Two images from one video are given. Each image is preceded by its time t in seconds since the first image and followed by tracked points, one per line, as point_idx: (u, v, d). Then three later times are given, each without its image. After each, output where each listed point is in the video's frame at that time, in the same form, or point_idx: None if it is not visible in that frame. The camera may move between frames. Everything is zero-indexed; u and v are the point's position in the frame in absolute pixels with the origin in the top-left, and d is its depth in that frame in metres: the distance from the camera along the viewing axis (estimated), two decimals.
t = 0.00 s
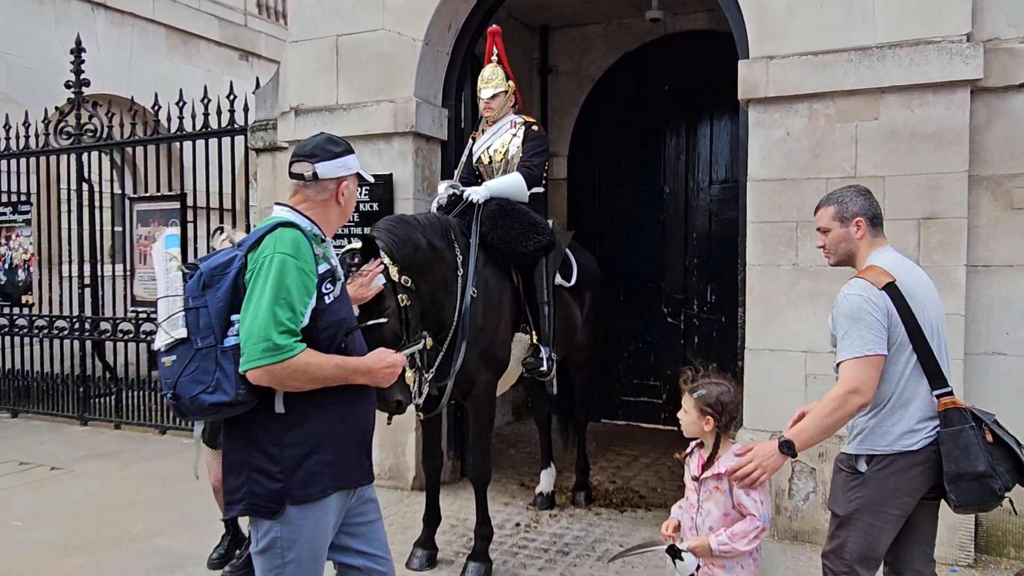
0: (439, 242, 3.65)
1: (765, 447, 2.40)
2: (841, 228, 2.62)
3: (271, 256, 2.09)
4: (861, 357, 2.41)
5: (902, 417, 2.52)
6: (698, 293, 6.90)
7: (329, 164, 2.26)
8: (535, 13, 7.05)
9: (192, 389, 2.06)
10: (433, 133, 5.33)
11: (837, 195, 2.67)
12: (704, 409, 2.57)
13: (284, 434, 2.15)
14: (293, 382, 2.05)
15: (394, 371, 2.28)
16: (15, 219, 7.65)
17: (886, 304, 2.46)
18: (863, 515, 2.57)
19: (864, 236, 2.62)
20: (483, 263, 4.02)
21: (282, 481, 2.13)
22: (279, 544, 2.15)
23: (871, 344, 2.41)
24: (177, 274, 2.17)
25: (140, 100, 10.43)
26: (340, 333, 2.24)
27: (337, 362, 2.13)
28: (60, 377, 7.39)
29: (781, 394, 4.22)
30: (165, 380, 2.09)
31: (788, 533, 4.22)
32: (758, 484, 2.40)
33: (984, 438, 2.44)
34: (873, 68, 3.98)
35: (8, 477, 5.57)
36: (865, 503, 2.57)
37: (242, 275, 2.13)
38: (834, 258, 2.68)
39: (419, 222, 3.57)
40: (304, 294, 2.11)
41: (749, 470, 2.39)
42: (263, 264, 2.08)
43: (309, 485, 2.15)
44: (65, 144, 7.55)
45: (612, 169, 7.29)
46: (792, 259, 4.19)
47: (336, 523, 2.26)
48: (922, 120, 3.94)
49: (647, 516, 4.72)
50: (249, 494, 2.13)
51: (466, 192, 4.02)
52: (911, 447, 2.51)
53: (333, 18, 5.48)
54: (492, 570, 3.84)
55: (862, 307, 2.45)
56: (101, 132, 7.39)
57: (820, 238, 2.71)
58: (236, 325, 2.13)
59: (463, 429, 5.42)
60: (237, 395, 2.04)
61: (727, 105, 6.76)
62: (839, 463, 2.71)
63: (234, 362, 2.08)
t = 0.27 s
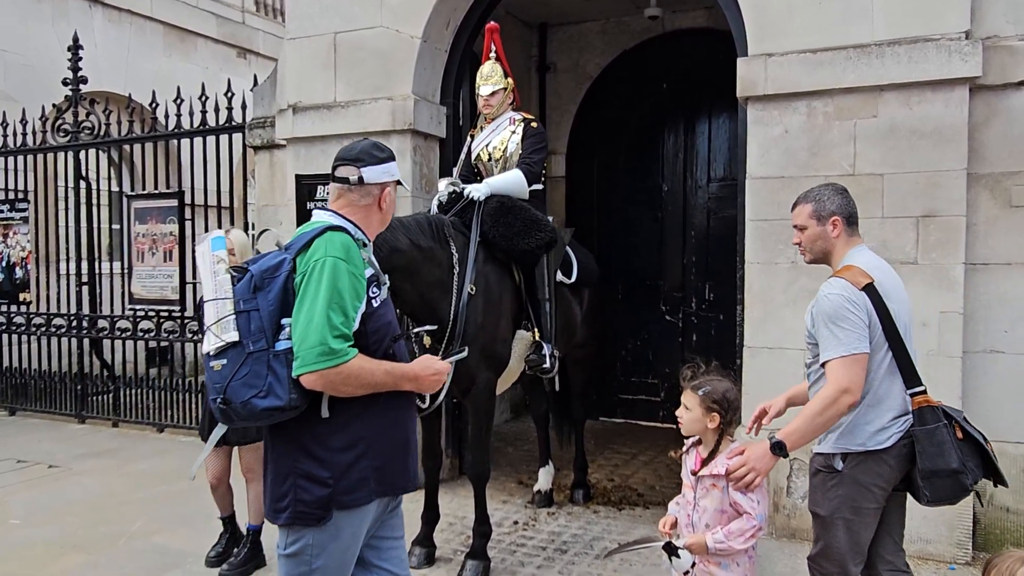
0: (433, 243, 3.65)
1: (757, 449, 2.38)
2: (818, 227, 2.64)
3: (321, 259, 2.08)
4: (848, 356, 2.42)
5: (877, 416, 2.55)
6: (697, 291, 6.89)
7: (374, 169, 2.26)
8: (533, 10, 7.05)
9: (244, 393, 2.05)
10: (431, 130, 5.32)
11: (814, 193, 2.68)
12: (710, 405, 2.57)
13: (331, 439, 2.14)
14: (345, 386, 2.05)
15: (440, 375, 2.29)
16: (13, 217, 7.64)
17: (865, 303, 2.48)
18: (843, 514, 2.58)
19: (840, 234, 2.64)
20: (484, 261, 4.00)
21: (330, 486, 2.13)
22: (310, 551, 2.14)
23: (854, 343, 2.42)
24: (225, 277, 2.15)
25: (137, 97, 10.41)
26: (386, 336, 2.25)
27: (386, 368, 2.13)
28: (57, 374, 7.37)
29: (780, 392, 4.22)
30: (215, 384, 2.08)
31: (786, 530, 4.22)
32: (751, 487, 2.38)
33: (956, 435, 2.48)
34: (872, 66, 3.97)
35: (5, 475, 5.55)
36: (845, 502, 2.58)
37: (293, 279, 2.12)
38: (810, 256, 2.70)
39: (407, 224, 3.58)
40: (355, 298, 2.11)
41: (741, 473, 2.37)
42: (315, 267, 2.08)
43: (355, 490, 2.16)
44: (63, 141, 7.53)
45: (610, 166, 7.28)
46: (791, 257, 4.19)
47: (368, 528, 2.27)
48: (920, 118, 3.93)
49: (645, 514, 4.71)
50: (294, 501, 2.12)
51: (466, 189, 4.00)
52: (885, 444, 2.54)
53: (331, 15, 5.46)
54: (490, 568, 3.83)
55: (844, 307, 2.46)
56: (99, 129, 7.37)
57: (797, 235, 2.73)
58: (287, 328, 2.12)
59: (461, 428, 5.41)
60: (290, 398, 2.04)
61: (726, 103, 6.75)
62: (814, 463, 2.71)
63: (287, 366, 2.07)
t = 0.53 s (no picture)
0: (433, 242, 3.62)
1: (758, 448, 2.42)
2: (801, 224, 2.63)
3: (377, 248, 2.07)
4: (846, 355, 2.41)
5: (861, 413, 2.56)
6: (697, 290, 6.88)
7: (407, 161, 2.22)
8: (534, 8, 7.03)
9: (308, 382, 2.05)
10: (432, 128, 5.30)
11: (798, 190, 2.67)
12: (722, 402, 2.55)
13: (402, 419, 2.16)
14: (407, 373, 2.04)
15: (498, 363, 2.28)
16: (12, 215, 7.62)
17: (859, 301, 2.49)
18: (830, 510, 2.58)
19: (822, 233, 2.64)
20: (485, 258, 3.96)
21: (401, 471, 2.15)
22: (381, 546, 2.15)
23: (852, 341, 2.42)
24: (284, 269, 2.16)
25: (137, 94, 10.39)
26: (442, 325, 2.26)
27: (448, 355, 2.12)
28: (57, 373, 7.36)
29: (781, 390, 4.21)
30: (277, 376, 2.08)
31: (787, 529, 4.21)
32: (749, 485, 2.43)
33: (923, 434, 2.56)
34: (874, 63, 3.96)
35: (5, 473, 5.54)
36: (830, 499, 2.58)
37: (349, 268, 2.12)
38: (791, 252, 2.70)
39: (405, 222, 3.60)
40: (412, 285, 2.10)
41: (745, 473, 2.42)
42: (369, 256, 2.07)
43: (424, 474, 2.18)
44: (63, 139, 7.51)
45: (611, 164, 7.26)
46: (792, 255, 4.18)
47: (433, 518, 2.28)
48: (922, 115, 3.92)
49: (646, 513, 4.71)
50: (367, 491, 2.13)
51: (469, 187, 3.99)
52: (866, 440, 2.55)
53: (331, 12, 5.44)
54: (491, 567, 3.82)
55: (841, 305, 2.45)
56: (98, 127, 7.35)
57: (779, 231, 2.71)
58: (346, 317, 2.11)
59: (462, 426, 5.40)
60: (354, 386, 2.04)
61: (727, 100, 6.73)
62: (796, 461, 2.68)
63: (349, 354, 2.07)
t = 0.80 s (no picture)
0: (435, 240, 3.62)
1: (772, 448, 2.47)
2: (796, 220, 2.63)
3: (436, 249, 2.09)
4: (860, 352, 2.42)
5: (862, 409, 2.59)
6: (702, 288, 6.86)
7: (443, 158, 2.23)
8: (538, 6, 7.03)
9: (363, 378, 2.07)
10: (436, 127, 5.30)
11: (794, 186, 2.67)
12: (726, 398, 2.52)
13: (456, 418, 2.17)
14: (461, 375, 2.06)
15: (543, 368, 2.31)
16: (18, 214, 7.64)
17: (870, 298, 2.51)
18: (839, 507, 2.58)
19: (818, 229, 2.64)
20: (487, 257, 3.94)
21: (458, 464, 2.17)
22: (443, 541, 2.16)
23: (867, 338, 2.44)
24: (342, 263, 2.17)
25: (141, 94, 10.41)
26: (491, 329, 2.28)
27: (499, 359, 2.14)
28: (62, 372, 7.38)
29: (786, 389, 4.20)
30: (331, 370, 2.10)
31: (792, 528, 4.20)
32: (762, 484, 2.48)
33: (914, 428, 2.64)
34: (880, 61, 3.94)
35: (10, 472, 5.56)
36: (837, 495, 2.58)
37: (407, 267, 2.14)
38: (785, 248, 2.70)
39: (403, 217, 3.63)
40: (467, 288, 2.13)
41: (760, 472, 2.46)
42: (428, 256, 2.09)
43: (480, 467, 2.20)
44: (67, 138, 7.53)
45: (616, 163, 7.25)
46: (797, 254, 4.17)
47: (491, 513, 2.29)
48: (928, 113, 3.90)
49: (650, 512, 4.70)
50: (426, 486, 2.15)
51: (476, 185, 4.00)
52: (867, 437, 2.59)
53: (335, 11, 5.45)
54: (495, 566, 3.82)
55: (857, 301, 2.46)
56: (103, 126, 7.36)
57: (774, 227, 2.72)
58: (403, 315, 2.13)
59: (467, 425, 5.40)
60: (408, 385, 2.07)
61: (732, 99, 6.72)
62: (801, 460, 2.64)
63: (406, 352, 2.09)
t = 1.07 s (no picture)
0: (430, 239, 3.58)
1: (774, 444, 2.54)
2: (790, 220, 2.63)
3: (488, 258, 1.99)
4: (866, 351, 2.46)
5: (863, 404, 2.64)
6: (706, 289, 6.85)
7: (488, 161, 2.14)
8: (541, 6, 7.03)
9: (407, 389, 1.99)
10: (439, 127, 5.30)
11: (786, 185, 2.67)
12: (721, 398, 2.52)
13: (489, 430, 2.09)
14: (507, 391, 1.97)
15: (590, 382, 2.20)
16: (22, 215, 7.66)
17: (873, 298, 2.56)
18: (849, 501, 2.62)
19: (811, 228, 2.66)
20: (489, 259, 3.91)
21: (499, 479, 2.08)
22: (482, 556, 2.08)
23: (873, 337, 2.48)
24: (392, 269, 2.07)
25: (146, 95, 10.43)
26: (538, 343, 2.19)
27: (547, 374, 2.04)
28: (67, 372, 7.40)
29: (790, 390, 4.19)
30: (375, 377, 2.01)
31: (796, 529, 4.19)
32: (764, 479, 2.55)
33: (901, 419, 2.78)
34: (884, 60, 3.94)
35: (15, 472, 5.58)
36: (847, 489, 2.62)
37: (458, 275, 2.04)
38: (778, 247, 2.70)
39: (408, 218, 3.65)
40: (518, 300, 2.02)
41: (762, 466, 2.53)
42: (479, 265, 1.98)
43: (521, 482, 2.11)
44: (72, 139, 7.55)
45: (619, 163, 7.24)
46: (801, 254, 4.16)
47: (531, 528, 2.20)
48: (932, 112, 3.89)
49: (654, 512, 4.69)
50: (465, 499, 2.08)
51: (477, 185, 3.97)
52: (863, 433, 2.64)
53: (339, 12, 5.45)
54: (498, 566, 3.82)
55: (864, 301, 2.50)
56: (107, 127, 7.37)
57: (767, 226, 2.71)
58: (451, 326, 2.04)
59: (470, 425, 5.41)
60: (453, 399, 1.99)
61: (736, 99, 6.71)
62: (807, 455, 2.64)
63: (450, 365, 2.00)
